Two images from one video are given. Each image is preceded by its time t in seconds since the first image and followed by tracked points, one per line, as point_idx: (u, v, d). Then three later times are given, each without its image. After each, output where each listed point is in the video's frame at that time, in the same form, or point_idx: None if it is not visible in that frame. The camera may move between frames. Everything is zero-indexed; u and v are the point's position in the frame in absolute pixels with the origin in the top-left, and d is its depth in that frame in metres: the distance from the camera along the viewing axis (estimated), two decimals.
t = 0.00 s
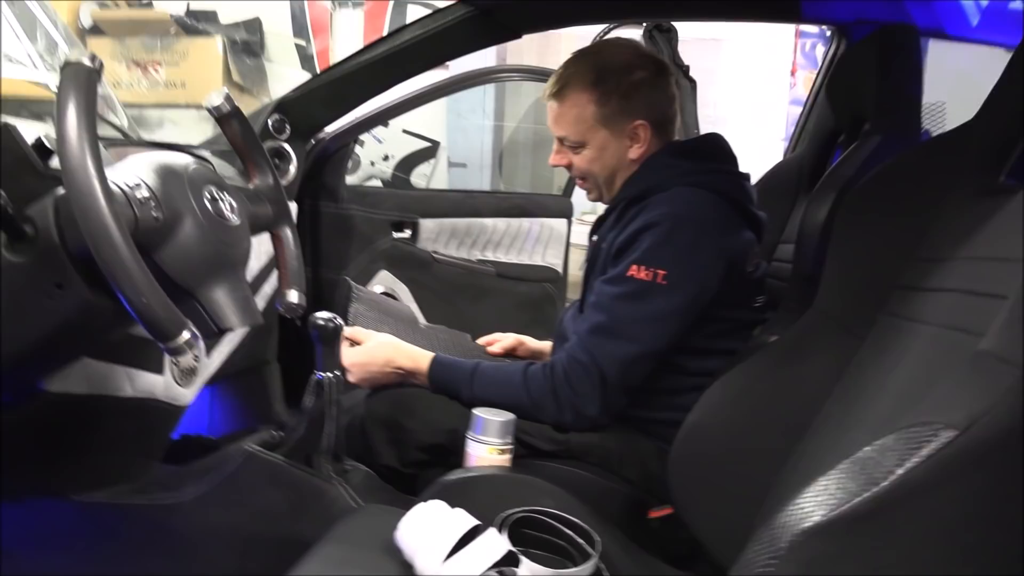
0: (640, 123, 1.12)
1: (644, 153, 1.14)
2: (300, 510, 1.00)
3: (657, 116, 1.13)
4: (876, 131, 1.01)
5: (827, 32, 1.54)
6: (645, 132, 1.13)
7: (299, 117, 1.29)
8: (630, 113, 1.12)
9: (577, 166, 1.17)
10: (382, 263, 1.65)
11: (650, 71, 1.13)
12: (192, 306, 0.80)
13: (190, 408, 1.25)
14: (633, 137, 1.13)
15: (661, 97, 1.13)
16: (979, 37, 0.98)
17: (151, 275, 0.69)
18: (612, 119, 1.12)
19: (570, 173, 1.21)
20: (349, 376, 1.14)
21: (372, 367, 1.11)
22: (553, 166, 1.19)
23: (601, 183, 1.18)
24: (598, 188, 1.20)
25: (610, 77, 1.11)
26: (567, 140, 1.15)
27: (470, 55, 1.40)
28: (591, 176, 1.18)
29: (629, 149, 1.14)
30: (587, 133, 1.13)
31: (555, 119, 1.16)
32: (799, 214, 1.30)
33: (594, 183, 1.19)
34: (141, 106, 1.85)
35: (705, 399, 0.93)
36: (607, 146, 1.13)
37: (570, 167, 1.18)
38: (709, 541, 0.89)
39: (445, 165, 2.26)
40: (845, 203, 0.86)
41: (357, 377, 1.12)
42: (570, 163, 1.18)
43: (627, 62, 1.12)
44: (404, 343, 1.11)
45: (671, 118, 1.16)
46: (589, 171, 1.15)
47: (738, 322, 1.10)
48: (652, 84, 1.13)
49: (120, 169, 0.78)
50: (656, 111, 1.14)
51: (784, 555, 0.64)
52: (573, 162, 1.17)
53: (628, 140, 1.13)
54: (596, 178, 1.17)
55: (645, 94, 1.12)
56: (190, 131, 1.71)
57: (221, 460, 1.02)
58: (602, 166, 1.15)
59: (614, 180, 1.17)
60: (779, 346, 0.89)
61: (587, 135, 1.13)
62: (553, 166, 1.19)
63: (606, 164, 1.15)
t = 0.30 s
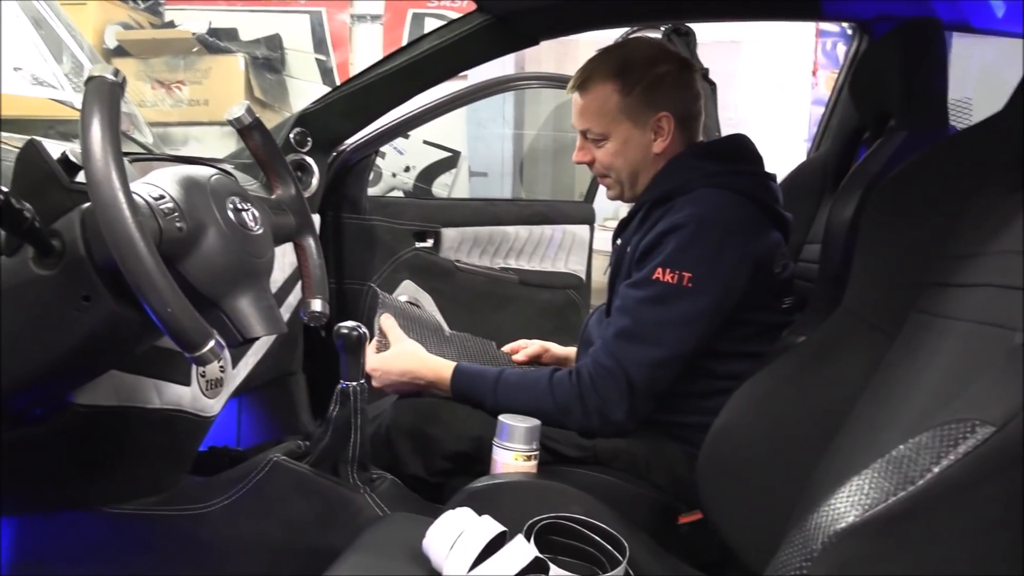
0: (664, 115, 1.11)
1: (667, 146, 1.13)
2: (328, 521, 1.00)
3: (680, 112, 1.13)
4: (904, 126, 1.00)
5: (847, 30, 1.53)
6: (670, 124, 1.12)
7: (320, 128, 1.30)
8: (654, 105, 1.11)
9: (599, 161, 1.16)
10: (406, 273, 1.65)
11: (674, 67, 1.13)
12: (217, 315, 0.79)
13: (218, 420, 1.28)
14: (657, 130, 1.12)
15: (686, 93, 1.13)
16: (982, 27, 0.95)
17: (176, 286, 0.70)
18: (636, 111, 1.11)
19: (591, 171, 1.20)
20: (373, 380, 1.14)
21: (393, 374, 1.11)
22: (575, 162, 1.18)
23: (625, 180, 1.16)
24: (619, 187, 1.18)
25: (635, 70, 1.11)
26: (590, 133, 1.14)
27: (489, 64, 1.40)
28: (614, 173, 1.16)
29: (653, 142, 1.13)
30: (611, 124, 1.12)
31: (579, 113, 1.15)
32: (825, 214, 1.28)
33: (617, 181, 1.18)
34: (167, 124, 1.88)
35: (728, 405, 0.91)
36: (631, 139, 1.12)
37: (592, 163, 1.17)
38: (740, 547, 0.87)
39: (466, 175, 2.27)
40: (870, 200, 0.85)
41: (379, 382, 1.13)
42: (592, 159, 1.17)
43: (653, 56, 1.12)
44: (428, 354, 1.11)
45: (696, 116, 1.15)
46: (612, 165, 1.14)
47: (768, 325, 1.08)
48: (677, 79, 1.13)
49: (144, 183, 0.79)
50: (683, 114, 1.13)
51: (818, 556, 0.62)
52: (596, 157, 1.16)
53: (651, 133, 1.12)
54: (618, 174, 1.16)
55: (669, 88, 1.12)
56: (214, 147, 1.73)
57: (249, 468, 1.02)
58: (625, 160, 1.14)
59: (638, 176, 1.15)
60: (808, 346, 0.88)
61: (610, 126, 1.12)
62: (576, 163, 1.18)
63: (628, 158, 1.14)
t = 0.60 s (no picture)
0: (662, 118, 1.11)
1: (668, 149, 1.12)
2: (344, 527, 1.00)
3: (677, 113, 1.12)
4: (915, 125, 1.00)
5: (859, 30, 1.52)
6: (668, 127, 1.12)
7: (333, 138, 1.30)
8: (651, 108, 1.11)
9: (602, 170, 1.15)
10: (419, 280, 1.66)
11: (669, 71, 1.13)
12: (232, 324, 0.80)
13: (234, 428, 1.32)
14: (656, 134, 1.12)
15: (681, 95, 1.13)
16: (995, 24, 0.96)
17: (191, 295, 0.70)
18: (634, 116, 1.11)
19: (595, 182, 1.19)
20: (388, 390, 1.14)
21: (408, 381, 1.11)
22: (578, 174, 1.17)
23: (628, 188, 1.16)
24: (623, 194, 1.18)
25: (630, 75, 1.11)
26: (591, 143, 1.14)
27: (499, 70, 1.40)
28: (617, 181, 1.15)
29: (653, 146, 1.12)
30: (610, 131, 1.12)
31: (578, 124, 1.15)
32: (838, 215, 1.27)
33: (620, 189, 1.17)
34: (180, 135, 1.90)
35: (742, 411, 0.91)
36: (631, 145, 1.12)
37: (595, 173, 1.16)
38: (757, 551, 0.87)
39: (478, 181, 2.31)
40: (883, 201, 0.84)
41: (393, 392, 1.13)
42: (594, 170, 1.16)
43: (645, 61, 1.12)
44: (441, 357, 1.11)
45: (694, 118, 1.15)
46: (615, 173, 1.13)
47: (778, 325, 1.08)
48: (671, 81, 1.13)
49: (159, 193, 0.80)
50: (682, 117, 1.13)
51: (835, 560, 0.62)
52: (598, 167, 1.15)
53: (651, 137, 1.12)
54: (621, 181, 1.15)
55: (665, 91, 1.12)
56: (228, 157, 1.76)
57: (265, 475, 1.03)
58: (627, 166, 1.13)
59: (641, 182, 1.15)
60: (822, 348, 0.87)
61: (610, 133, 1.12)
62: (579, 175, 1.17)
63: (630, 164, 1.13)
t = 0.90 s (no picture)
0: (637, 114, 1.10)
1: (652, 141, 1.11)
2: (347, 526, 1.00)
3: (653, 106, 1.12)
4: (916, 121, 1.00)
5: (858, 26, 1.53)
6: (647, 122, 1.11)
7: (333, 137, 1.30)
8: (625, 108, 1.11)
9: (597, 182, 1.15)
10: (420, 278, 1.66)
11: (637, 70, 1.14)
12: (232, 323, 0.80)
13: (235, 428, 1.34)
14: (637, 131, 1.11)
15: (653, 88, 1.12)
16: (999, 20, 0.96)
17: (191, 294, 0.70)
18: (612, 120, 1.11)
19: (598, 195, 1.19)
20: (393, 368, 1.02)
21: (423, 354, 1.02)
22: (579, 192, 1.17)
23: (627, 190, 1.15)
24: (626, 198, 1.17)
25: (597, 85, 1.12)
26: (579, 159, 1.14)
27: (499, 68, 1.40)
28: (616, 186, 1.15)
29: (637, 144, 1.12)
30: (593, 142, 1.12)
31: (564, 145, 1.16)
32: (839, 210, 1.27)
33: (622, 193, 1.16)
34: (180, 135, 1.91)
35: (744, 404, 0.91)
36: (616, 149, 1.11)
37: (594, 186, 1.16)
38: (760, 548, 0.87)
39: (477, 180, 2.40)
40: (885, 196, 0.84)
41: (402, 369, 1.02)
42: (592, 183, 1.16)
43: (609, 67, 1.13)
44: (456, 329, 1.04)
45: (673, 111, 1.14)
46: (609, 178, 1.13)
47: (780, 321, 1.08)
48: (640, 78, 1.13)
49: (159, 192, 0.80)
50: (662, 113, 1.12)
51: (838, 554, 0.62)
52: (594, 179, 1.15)
53: (633, 135, 1.11)
54: (619, 185, 1.14)
55: (635, 90, 1.12)
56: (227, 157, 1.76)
57: (266, 475, 1.03)
58: (619, 169, 1.12)
59: (636, 181, 1.14)
60: (826, 345, 0.87)
61: (593, 143, 1.12)
62: (579, 192, 1.17)
63: (622, 166, 1.12)
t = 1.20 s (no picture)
0: (610, 131, 1.11)
1: (629, 154, 1.11)
2: (344, 524, 1.00)
3: (619, 120, 1.12)
4: (910, 117, 0.99)
5: (851, 21, 1.53)
6: (620, 138, 1.11)
7: (327, 135, 1.30)
8: (594, 131, 1.11)
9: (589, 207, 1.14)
10: (414, 276, 1.66)
11: (595, 91, 1.15)
12: (226, 321, 0.80)
13: (230, 425, 1.33)
14: (613, 148, 1.11)
15: (614, 103, 1.13)
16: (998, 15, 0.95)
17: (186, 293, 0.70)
18: (586, 144, 1.12)
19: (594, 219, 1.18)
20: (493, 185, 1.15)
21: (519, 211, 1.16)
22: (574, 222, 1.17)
23: (619, 206, 1.14)
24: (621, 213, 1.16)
25: (559, 118, 1.13)
26: (566, 192, 1.14)
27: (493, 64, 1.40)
28: (609, 206, 1.14)
29: (617, 160, 1.12)
30: (574, 171, 1.12)
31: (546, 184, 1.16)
32: (832, 206, 1.28)
33: (616, 211, 1.16)
34: (172, 133, 1.90)
35: (743, 396, 0.92)
36: (598, 172, 1.11)
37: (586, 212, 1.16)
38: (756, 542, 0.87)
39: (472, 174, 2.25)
40: (879, 191, 0.84)
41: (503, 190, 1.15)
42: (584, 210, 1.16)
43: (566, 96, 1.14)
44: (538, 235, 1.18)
45: (644, 121, 1.15)
46: (599, 200, 1.12)
47: (768, 319, 1.08)
48: (599, 98, 1.14)
49: (151, 190, 0.79)
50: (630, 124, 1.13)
51: (832, 549, 0.62)
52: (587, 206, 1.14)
53: (610, 153, 1.11)
54: (610, 204, 1.14)
55: (597, 111, 1.13)
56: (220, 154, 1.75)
57: (260, 474, 1.04)
58: (606, 189, 1.12)
59: (626, 195, 1.13)
60: (820, 340, 0.87)
61: (574, 172, 1.12)
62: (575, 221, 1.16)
63: (608, 186, 1.12)
